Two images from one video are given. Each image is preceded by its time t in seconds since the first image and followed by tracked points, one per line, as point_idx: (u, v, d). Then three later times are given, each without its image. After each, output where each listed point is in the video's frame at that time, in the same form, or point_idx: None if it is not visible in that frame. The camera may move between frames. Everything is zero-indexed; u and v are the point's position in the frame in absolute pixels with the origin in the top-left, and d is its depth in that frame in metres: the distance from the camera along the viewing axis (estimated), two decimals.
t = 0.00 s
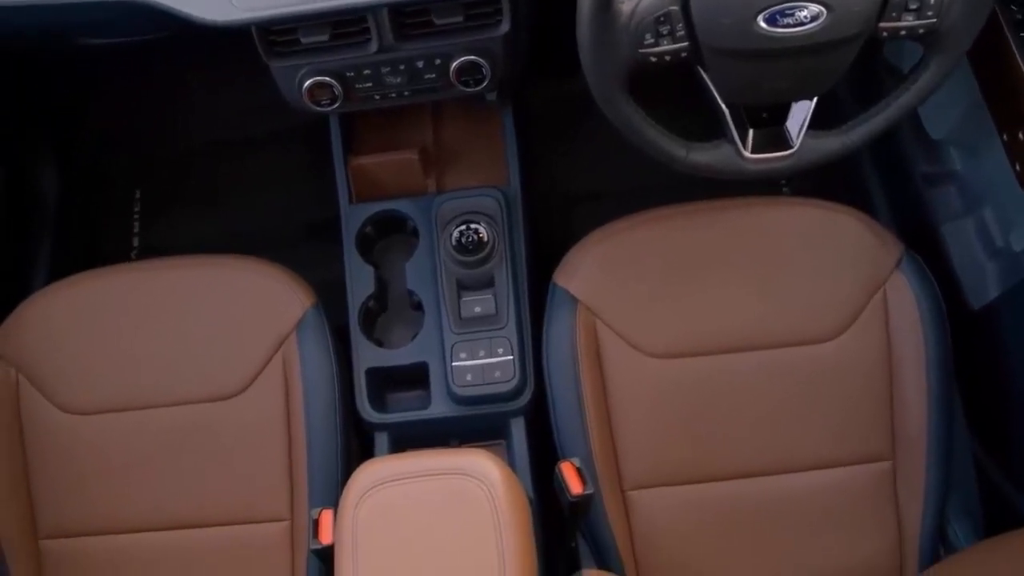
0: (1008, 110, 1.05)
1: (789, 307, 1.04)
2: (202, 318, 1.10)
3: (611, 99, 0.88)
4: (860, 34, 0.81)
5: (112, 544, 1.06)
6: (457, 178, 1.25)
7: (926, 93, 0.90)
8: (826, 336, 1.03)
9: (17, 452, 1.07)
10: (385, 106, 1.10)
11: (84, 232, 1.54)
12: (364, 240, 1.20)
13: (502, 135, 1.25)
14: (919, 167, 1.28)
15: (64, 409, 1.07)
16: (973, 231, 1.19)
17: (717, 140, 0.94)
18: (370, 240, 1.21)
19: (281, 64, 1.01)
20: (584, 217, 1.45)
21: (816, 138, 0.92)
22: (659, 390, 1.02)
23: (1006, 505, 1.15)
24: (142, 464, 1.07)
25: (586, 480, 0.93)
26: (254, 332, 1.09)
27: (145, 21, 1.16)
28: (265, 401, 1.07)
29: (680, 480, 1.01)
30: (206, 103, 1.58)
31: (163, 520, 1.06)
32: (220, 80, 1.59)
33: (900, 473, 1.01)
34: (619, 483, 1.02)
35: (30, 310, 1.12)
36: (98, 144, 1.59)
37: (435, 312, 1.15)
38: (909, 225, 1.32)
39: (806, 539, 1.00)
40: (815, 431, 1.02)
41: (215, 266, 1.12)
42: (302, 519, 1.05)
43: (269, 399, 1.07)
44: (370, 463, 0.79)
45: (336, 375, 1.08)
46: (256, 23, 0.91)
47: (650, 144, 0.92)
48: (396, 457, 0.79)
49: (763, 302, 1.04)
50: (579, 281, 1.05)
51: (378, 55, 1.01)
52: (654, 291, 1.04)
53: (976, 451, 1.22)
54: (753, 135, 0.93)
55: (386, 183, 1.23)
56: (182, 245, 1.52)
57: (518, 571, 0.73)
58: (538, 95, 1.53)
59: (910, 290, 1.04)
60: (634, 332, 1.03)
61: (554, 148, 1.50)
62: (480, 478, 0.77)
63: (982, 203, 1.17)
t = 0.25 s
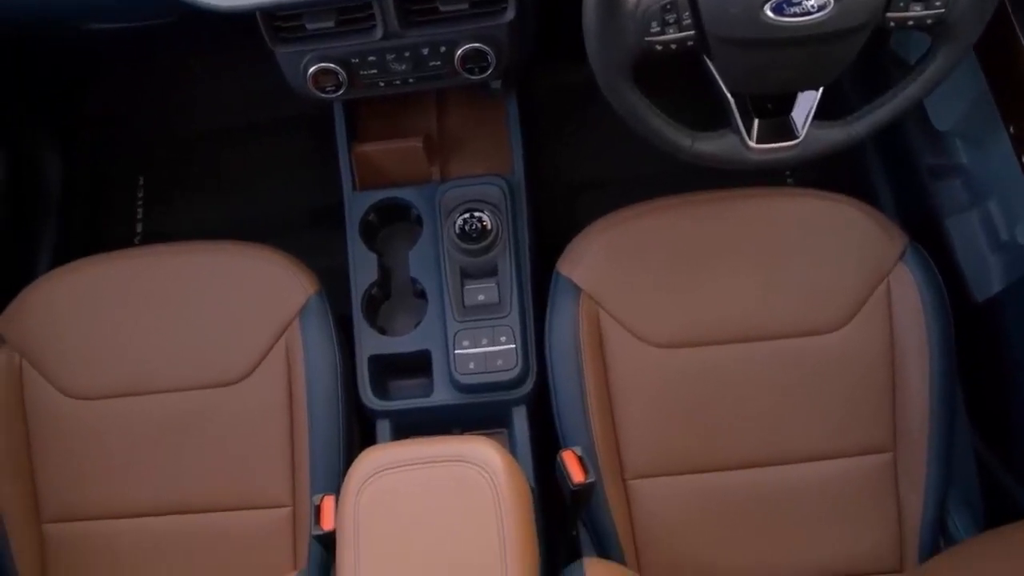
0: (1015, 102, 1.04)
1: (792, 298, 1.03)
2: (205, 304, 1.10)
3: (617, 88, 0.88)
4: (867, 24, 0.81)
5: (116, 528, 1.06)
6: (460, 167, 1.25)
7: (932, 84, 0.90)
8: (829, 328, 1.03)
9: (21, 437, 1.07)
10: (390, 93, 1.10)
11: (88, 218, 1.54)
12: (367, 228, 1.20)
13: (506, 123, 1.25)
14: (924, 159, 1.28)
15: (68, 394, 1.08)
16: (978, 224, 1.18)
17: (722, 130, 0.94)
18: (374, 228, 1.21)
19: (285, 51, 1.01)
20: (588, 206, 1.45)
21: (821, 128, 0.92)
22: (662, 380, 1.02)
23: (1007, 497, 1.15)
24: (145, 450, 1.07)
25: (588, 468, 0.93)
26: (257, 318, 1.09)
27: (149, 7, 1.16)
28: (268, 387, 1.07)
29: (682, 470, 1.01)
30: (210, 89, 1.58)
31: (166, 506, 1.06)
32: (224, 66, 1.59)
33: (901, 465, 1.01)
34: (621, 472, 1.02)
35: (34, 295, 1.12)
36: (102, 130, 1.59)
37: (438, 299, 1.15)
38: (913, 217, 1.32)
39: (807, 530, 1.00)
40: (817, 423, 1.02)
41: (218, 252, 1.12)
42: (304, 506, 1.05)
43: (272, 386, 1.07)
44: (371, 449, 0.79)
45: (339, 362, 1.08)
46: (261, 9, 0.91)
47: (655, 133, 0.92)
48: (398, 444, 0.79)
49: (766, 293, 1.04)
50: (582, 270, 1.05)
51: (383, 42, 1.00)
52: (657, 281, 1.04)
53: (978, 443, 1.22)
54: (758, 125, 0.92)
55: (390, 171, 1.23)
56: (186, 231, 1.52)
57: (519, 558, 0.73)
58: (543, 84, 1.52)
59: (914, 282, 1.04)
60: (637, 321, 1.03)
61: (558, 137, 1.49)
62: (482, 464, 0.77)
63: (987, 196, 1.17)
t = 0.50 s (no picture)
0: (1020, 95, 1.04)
1: (794, 290, 1.03)
2: (207, 292, 1.10)
3: (621, 78, 0.88)
4: (873, 15, 0.81)
5: (117, 515, 1.07)
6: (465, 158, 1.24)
7: (938, 76, 0.90)
8: (832, 320, 1.03)
9: (23, 424, 1.07)
10: (394, 82, 1.10)
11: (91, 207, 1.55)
12: (370, 217, 1.20)
13: (510, 113, 1.25)
14: (928, 152, 1.27)
15: (70, 381, 1.08)
16: (982, 217, 1.18)
17: (726, 121, 0.93)
18: (377, 217, 1.21)
19: (289, 39, 1.01)
20: (591, 197, 1.45)
21: (826, 120, 0.92)
22: (663, 371, 1.02)
23: (1008, 491, 1.15)
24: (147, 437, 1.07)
25: (589, 458, 0.93)
26: (259, 307, 1.09)
27: None
28: (269, 376, 1.07)
29: (682, 461, 1.02)
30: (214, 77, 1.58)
31: (168, 493, 1.07)
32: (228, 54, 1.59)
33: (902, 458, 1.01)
34: (622, 463, 1.02)
35: (37, 283, 1.12)
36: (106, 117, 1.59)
37: (441, 289, 1.15)
38: (917, 210, 1.31)
39: (807, 522, 1.01)
40: (818, 415, 1.02)
41: (220, 240, 1.12)
42: (305, 494, 1.05)
43: (274, 374, 1.07)
44: (372, 438, 0.79)
45: (341, 351, 1.08)
46: None
47: (659, 123, 0.92)
48: (400, 432, 0.79)
49: (769, 286, 1.03)
50: (585, 260, 1.05)
51: (387, 30, 1.00)
52: (659, 272, 1.04)
53: (979, 437, 1.22)
54: (763, 117, 0.92)
55: (395, 162, 1.22)
56: (188, 220, 1.53)
57: (520, 546, 0.73)
58: (547, 75, 1.52)
59: (917, 275, 1.03)
60: (639, 313, 1.03)
61: (562, 127, 1.49)
62: (483, 454, 0.77)
63: (992, 189, 1.16)
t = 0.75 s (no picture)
0: None
1: (797, 283, 1.03)
2: (210, 280, 1.10)
3: (626, 66, 0.88)
4: (879, 7, 0.80)
5: (119, 501, 1.07)
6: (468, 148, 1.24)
7: (944, 69, 0.89)
8: (834, 314, 1.03)
9: (26, 409, 1.08)
10: (398, 72, 1.09)
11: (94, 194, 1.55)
12: (374, 207, 1.20)
13: (514, 103, 1.24)
14: (933, 146, 1.27)
15: (73, 367, 1.08)
16: (986, 212, 1.18)
17: (731, 113, 0.93)
18: (380, 207, 1.21)
19: (294, 27, 1.01)
20: (595, 189, 1.45)
21: (830, 112, 0.92)
22: (665, 363, 1.02)
23: (1010, 487, 1.15)
24: (149, 424, 1.07)
25: (590, 449, 0.93)
26: (262, 295, 1.09)
27: None
28: (272, 364, 1.07)
29: (683, 453, 1.02)
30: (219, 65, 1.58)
31: (170, 481, 1.07)
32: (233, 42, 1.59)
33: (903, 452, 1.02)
34: (623, 454, 1.02)
35: (40, 270, 1.12)
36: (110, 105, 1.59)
37: (443, 279, 1.15)
38: (921, 204, 1.31)
39: (807, 515, 1.01)
40: (819, 409, 1.02)
41: (223, 228, 1.12)
42: (306, 483, 1.05)
43: (276, 363, 1.07)
44: (374, 427, 0.79)
45: (343, 340, 1.08)
46: None
47: (663, 113, 0.92)
48: (402, 422, 0.79)
49: (772, 279, 1.03)
50: (588, 251, 1.05)
51: (392, 19, 1.00)
52: (662, 264, 1.04)
53: (981, 432, 1.22)
54: (767, 108, 0.92)
55: (398, 151, 1.23)
56: (190, 208, 1.53)
57: (520, 536, 0.74)
58: (552, 66, 1.52)
59: (920, 270, 1.03)
60: (642, 304, 1.03)
61: (567, 119, 1.49)
62: (486, 444, 0.77)
63: (996, 183, 1.16)
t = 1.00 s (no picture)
0: None
1: (800, 277, 1.03)
2: (213, 269, 1.10)
3: (630, 57, 0.88)
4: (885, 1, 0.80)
5: (121, 488, 1.07)
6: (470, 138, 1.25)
7: (951, 62, 0.89)
8: (836, 307, 1.03)
9: (30, 397, 1.08)
10: (403, 61, 1.09)
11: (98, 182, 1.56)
12: (377, 197, 1.20)
13: (518, 94, 1.24)
14: (936, 140, 1.26)
15: (76, 355, 1.08)
16: (990, 206, 1.18)
17: (735, 105, 0.93)
18: (384, 196, 1.21)
19: (298, 16, 1.00)
20: (598, 180, 1.45)
21: (836, 105, 0.92)
22: (667, 355, 1.02)
23: (1009, 481, 1.15)
24: (152, 412, 1.08)
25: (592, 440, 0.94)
26: (264, 284, 1.09)
27: None
28: (274, 353, 1.07)
29: (684, 445, 1.02)
30: (222, 54, 1.57)
31: (172, 469, 1.07)
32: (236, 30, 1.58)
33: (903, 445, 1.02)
34: (624, 446, 1.02)
35: (44, 256, 1.12)
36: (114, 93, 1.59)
37: (446, 269, 1.15)
38: (924, 198, 1.31)
39: (808, 508, 1.01)
40: (821, 402, 1.02)
41: (226, 216, 1.12)
42: (308, 472, 1.06)
43: (278, 352, 1.07)
44: (376, 416, 0.79)
45: (346, 330, 1.08)
46: None
47: (668, 105, 0.91)
48: (405, 411, 0.79)
49: (774, 272, 1.03)
50: (591, 242, 1.05)
51: (396, 8, 1.00)
52: (665, 256, 1.04)
53: (982, 426, 1.22)
54: (772, 101, 0.91)
55: (401, 142, 1.23)
56: (194, 198, 1.54)
57: (520, 527, 0.74)
58: (555, 56, 1.51)
59: (923, 264, 1.03)
60: (644, 296, 1.03)
61: (569, 109, 1.49)
62: (489, 435, 0.77)
63: (1002, 177, 1.16)
